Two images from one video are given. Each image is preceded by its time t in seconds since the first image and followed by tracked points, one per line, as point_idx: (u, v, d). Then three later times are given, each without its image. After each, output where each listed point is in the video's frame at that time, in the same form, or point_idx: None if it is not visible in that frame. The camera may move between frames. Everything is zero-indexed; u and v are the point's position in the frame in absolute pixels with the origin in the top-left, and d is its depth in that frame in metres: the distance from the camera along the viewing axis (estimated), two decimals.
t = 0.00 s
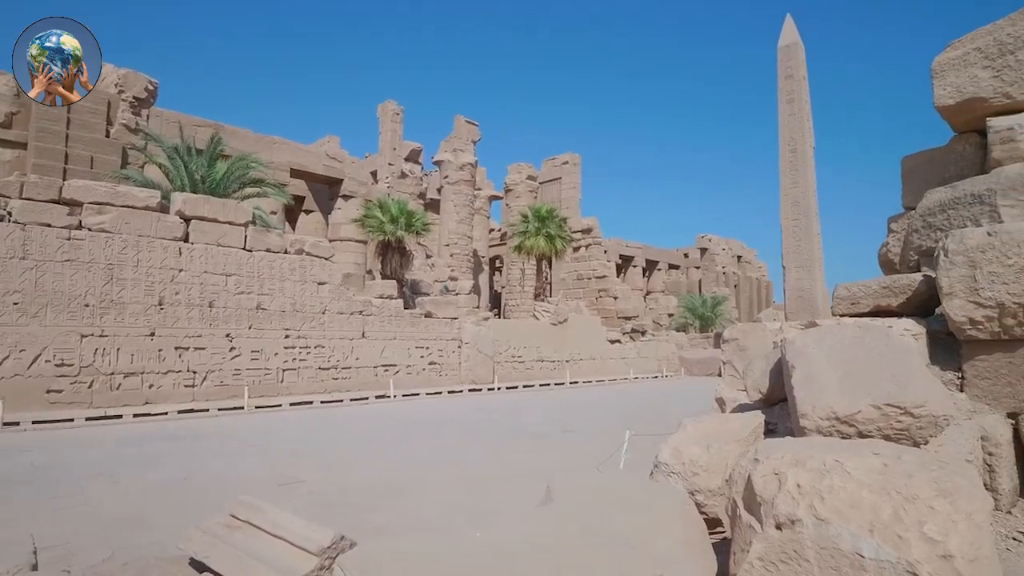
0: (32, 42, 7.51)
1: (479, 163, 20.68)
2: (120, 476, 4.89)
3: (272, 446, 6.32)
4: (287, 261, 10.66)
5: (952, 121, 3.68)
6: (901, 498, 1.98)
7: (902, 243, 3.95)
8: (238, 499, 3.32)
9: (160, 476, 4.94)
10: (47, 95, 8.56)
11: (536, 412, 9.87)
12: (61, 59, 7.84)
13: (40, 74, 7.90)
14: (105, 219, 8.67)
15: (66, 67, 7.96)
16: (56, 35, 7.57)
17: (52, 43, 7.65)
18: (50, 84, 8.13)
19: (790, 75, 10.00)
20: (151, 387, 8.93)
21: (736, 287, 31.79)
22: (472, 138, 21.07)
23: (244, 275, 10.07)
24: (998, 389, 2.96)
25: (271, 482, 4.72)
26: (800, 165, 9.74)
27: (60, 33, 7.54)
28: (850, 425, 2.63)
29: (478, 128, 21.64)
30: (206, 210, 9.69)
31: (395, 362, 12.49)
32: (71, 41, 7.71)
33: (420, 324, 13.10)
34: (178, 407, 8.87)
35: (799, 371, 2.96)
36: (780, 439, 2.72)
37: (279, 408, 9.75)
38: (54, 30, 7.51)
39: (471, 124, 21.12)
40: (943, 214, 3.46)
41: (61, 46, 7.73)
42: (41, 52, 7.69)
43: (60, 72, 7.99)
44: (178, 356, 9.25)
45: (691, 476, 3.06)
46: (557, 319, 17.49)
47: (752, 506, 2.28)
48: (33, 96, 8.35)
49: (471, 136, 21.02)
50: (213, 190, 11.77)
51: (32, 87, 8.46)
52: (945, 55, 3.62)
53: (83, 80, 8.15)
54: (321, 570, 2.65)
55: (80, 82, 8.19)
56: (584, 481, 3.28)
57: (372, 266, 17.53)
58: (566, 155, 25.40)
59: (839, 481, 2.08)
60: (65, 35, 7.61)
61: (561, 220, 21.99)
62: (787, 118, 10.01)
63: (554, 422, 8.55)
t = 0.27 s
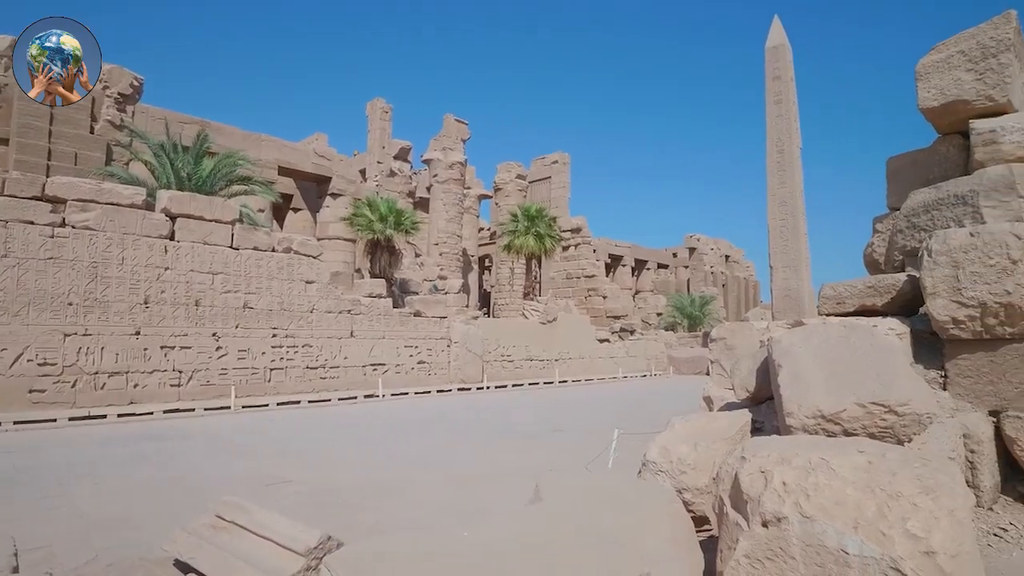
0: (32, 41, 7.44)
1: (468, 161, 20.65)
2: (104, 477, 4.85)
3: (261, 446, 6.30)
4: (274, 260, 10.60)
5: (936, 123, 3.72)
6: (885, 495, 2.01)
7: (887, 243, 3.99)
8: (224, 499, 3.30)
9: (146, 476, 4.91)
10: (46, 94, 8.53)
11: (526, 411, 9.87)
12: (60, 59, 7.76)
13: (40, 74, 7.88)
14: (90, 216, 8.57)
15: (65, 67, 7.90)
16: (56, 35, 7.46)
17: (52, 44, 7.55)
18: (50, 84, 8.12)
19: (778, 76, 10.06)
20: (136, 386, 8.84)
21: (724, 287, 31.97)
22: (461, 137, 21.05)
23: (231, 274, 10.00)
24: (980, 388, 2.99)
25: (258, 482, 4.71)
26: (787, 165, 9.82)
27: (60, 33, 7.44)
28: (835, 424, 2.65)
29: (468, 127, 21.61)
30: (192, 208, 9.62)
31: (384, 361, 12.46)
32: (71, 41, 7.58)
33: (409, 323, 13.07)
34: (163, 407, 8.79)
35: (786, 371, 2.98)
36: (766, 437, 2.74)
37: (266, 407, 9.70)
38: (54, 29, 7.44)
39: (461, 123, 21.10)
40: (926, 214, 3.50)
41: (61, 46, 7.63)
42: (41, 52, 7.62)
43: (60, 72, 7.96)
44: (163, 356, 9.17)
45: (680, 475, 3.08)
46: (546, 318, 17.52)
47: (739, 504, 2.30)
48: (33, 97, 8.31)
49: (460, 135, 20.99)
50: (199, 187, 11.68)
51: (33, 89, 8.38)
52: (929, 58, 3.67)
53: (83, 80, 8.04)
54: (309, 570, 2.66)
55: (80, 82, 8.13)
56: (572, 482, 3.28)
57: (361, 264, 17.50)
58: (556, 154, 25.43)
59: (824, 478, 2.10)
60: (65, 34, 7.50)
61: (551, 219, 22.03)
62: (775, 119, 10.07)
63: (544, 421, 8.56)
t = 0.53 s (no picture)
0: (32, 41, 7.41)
1: (459, 161, 20.63)
2: (93, 478, 4.83)
3: (253, 446, 6.28)
4: (263, 259, 10.54)
5: (922, 124, 3.76)
6: (871, 492, 2.03)
7: (873, 243, 4.03)
8: (213, 500, 3.29)
9: (134, 477, 4.89)
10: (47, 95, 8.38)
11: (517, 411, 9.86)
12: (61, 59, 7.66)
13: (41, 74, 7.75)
14: (75, 215, 8.49)
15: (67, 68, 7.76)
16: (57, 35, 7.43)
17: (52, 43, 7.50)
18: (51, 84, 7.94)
19: (766, 77, 10.13)
20: (122, 387, 8.76)
21: (713, 286, 32.17)
22: (452, 136, 21.03)
23: (219, 273, 9.94)
24: (964, 386, 3.03)
25: (247, 483, 4.70)
26: (776, 166, 9.88)
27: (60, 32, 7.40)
28: (822, 422, 2.67)
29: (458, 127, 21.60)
30: (179, 207, 9.54)
31: (373, 361, 12.43)
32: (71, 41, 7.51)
33: (399, 323, 13.05)
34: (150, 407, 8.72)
35: (774, 369, 3.00)
36: (754, 435, 2.76)
37: (255, 408, 9.65)
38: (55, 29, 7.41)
39: (451, 122, 21.08)
40: (913, 215, 3.53)
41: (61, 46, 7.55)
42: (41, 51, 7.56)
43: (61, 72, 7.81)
44: (150, 356, 9.10)
45: (669, 473, 3.10)
46: (536, 318, 17.54)
47: (727, 502, 2.32)
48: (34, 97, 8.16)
49: (450, 134, 20.97)
50: (187, 186, 11.60)
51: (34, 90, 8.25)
52: (915, 60, 3.70)
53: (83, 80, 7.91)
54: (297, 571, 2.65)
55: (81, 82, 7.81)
56: (563, 481, 3.29)
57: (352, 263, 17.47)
58: (546, 154, 25.47)
59: (812, 476, 2.12)
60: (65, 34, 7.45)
61: (541, 219, 22.05)
62: (763, 120, 10.14)
63: (535, 421, 8.56)
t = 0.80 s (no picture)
0: (32, 42, 7.39)
1: (451, 159, 20.60)
2: (82, 478, 4.80)
3: (244, 446, 6.24)
4: (253, 258, 10.49)
5: (910, 125, 3.79)
6: (860, 490, 2.05)
7: (863, 243, 4.06)
8: (202, 499, 3.27)
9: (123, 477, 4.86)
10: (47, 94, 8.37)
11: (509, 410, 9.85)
12: (60, 59, 7.63)
13: (40, 74, 7.75)
14: (62, 213, 8.40)
15: (66, 67, 7.75)
16: (56, 35, 7.40)
17: (52, 44, 7.46)
18: (50, 84, 7.94)
19: (757, 77, 10.17)
20: (110, 386, 8.69)
21: (704, 285, 32.31)
22: (444, 135, 21.01)
23: (209, 272, 9.88)
24: (951, 385, 3.06)
25: (237, 482, 4.68)
26: (767, 166, 9.93)
27: (60, 33, 7.35)
28: (812, 420, 2.70)
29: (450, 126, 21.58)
30: (169, 205, 9.47)
31: (365, 360, 12.40)
32: (70, 41, 7.46)
33: (390, 322, 13.03)
34: (139, 407, 8.65)
35: (764, 368, 3.02)
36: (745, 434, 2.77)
37: (245, 407, 9.60)
38: (54, 29, 7.36)
39: (444, 121, 21.05)
40: (901, 215, 3.56)
41: (60, 46, 7.51)
42: (41, 52, 7.52)
43: (60, 72, 7.81)
44: (139, 355, 9.03)
45: (660, 472, 3.11)
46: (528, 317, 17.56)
47: (718, 500, 2.33)
48: (34, 98, 8.14)
49: (442, 133, 20.95)
50: (176, 183, 11.52)
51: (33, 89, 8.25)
52: (904, 62, 3.73)
53: (83, 80, 7.86)
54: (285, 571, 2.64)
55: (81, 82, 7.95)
56: (554, 481, 3.28)
57: (343, 262, 17.36)
58: (538, 153, 25.49)
59: (800, 474, 2.13)
60: (65, 35, 7.40)
61: (533, 218, 22.06)
62: (754, 120, 10.18)
63: (526, 420, 8.56)
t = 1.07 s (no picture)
0: (32, 42, 7.37)
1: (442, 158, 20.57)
2: (68, 479, 4.75)
3: (234, 446, 6.20)
4: (242, 256, 10.42)
5: (898, 127, 3.82)
6: (846, 488, 2.07)
7: (851, 243, 4.09)
8: (189, 499, 3.25)
9: (110, 477, 4.83)
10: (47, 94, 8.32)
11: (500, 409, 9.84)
12: (60, 59, 7.60)
13: (41, 74, 7.74)
14: (47, 210, 8.32)
15: (66, 67, 7.71)
16: (55, 36, 7.38)
17: (52, 44, 7.46)
18: (50, 84, 7.89)
19: (747, 78, 10.22)
20: (97, 385, 8.61)
21: (695, 285, 32.47)
22: (435, 133, 20.98)
23: (197, 270, 9.82)
24: (937, 384, 3.09)
25: (225, 483, 4.64)
26: (757, 166, 9.98)
27: (59, 35, 7.36)
28: (800, 419, 2.72)
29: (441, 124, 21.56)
30: (157, 202, 9.40)
31: (355, 359, 12.36)
32: (70, 41, 7.47)
33: (381, 321, 13.00)
34: (126, 406, 8.57)
35: (752, 367, 3.04)
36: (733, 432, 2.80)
37: (233, 406, 9.54)
38: (54, 30, 7.33)
39: (435, 119, 21.02)
40: (889, 216, 3.59)
41: (60, 46, 7.51)
42: (41, 52, 7.51)
43: (59, 72, 7.77)
44: (126, 354, 8.96)
45: (649, 471, 3.13)
46: (519, 316, 17.56)
47: (706, 498, 2.34)
48: (34, 96, 8.10)
49: (434, 131, 20.92)
50: (164, 181, 11.43)
51: (32, 87, 8.22)
52: (892, 64, 3.77)
53: (83, 80, 7.79)
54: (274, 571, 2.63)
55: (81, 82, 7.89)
56: (546, 480, 3.29)
57: (333, 261, 17.30)
58: (530, 152, 25.51)
59: (789, 473, 2.15)
60: (64, 35, 7.39)
61: (524, 217, 22.06)
62: (744, 120, 10.23)
63: (517, 419, 8.56)
